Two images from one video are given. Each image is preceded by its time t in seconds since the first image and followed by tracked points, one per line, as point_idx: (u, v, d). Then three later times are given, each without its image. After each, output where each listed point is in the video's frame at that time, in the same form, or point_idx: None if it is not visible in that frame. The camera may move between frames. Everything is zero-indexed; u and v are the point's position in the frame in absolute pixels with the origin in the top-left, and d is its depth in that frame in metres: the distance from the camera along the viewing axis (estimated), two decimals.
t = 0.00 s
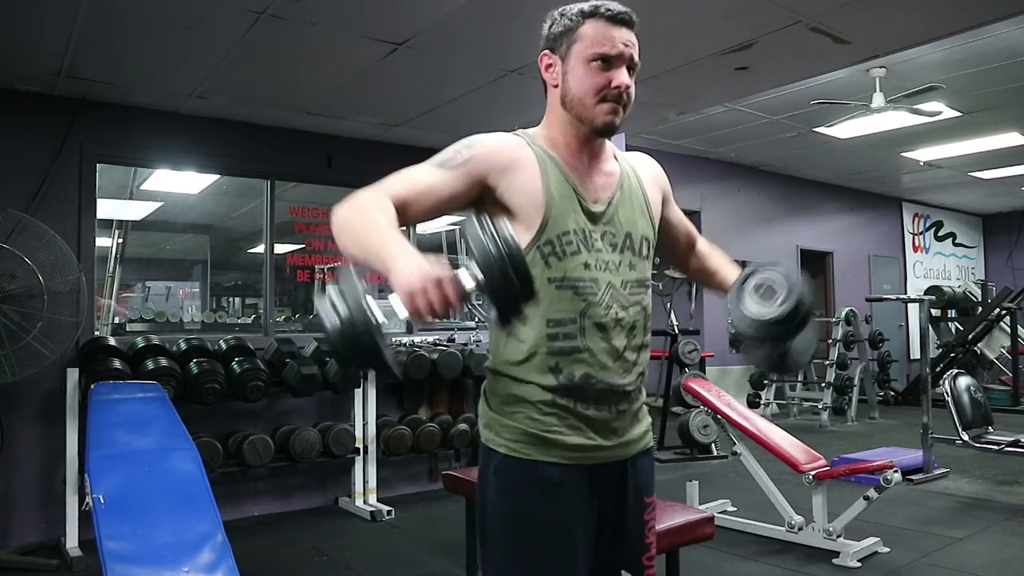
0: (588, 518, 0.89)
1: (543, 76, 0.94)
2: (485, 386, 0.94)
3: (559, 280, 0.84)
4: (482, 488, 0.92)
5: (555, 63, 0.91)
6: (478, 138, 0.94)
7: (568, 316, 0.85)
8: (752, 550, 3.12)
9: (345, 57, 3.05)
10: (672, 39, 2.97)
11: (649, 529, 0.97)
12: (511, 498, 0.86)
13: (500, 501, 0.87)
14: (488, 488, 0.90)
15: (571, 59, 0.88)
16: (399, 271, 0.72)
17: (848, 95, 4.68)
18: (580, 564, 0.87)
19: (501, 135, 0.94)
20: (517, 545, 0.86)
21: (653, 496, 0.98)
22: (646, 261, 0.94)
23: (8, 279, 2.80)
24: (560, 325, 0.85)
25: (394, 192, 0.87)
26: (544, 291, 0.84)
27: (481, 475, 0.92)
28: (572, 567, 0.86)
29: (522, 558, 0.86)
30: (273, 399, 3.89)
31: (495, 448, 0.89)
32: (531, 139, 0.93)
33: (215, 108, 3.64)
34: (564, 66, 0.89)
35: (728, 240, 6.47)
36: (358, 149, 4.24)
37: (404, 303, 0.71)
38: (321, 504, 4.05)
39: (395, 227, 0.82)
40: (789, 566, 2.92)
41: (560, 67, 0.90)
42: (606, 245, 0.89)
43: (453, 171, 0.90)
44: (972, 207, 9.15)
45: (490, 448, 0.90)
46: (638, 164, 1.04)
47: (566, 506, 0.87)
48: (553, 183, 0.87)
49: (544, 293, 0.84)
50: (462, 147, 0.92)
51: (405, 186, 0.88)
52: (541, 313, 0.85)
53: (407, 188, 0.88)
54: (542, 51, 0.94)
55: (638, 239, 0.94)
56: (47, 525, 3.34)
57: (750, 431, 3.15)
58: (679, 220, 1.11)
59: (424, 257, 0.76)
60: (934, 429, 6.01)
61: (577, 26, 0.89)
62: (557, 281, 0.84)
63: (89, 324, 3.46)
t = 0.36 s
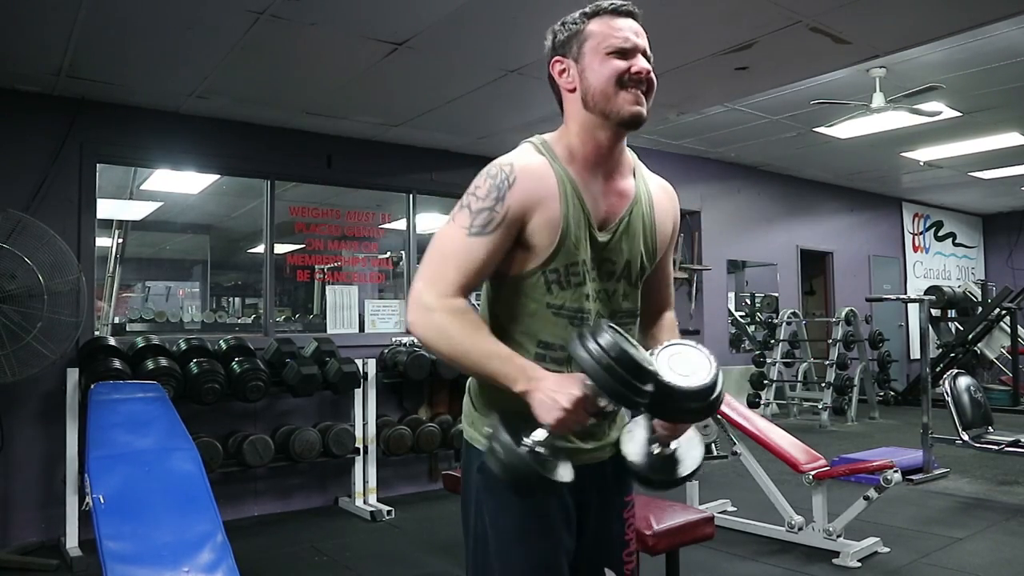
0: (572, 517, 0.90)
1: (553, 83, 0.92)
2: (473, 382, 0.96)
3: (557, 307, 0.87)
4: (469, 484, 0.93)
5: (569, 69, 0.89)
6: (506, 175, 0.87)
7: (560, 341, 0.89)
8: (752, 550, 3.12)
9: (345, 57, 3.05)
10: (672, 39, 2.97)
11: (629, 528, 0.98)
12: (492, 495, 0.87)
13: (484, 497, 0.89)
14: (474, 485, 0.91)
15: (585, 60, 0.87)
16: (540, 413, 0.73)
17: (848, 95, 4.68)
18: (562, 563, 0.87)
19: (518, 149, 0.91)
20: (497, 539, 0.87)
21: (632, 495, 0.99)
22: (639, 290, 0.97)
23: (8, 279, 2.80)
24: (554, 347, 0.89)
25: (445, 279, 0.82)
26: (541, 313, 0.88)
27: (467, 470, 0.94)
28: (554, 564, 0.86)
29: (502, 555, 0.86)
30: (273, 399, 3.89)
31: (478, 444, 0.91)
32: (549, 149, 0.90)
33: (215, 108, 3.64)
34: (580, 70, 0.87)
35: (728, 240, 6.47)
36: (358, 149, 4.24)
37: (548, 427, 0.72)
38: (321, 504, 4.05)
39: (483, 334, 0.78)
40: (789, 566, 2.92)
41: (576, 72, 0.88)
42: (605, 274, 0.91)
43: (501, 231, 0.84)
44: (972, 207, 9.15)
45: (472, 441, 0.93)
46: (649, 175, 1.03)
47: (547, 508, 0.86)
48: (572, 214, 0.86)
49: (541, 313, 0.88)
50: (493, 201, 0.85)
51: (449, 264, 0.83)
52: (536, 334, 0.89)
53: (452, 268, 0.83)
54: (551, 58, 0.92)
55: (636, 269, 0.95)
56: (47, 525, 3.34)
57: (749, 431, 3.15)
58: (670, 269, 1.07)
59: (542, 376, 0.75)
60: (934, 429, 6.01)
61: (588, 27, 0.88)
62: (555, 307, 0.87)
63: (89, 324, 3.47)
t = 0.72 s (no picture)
0: (578, 517, 0.90)
1: (554, 86, 0.92)
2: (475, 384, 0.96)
3: (562, 312, 0.88)
4: (474, 484, 0.93)
5: (570, 71, 0.89)
6: (515, 180, 0.85)
7: (564, 346, 0.89)
8: (752, 550, 3.12)
9: (345, 57, 3.05)
10: (673, 39, 2.96)
11: (633, 527, 0.98)
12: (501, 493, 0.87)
13: (494, 496, 0.89)
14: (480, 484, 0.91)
15: (588, 61, 0.87)
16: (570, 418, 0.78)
17: (848, 95, 4.68)
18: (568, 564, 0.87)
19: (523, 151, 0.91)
20: (504, 538, 0.87)
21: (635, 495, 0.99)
22: (643, 295, 0.98)
23: (8, 279, 2.79)
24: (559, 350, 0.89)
25: (463, 295, 0.82)
26: (545, 318, 0.88)
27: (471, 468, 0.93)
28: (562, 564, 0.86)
29: (509, 554, 0.86)
30: (273, 399, 3.88)
31: (482, 445, 0.91)
32: (555, 150, 0.90)
33: (215, 108, 3.64)
34: (583, 70, 0.88)
35: (728, 240, 6.47)
36: (358, 149, 4.24)
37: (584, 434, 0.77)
38: (321, 504, 4.05)
39: (507, 346, 0.81)
40: (789, 566, 2.91)
41: (577, 73, 0.88)
42: (611, 278, 0.91)
43: (516, 239, 0.84)
44: (972, 207, 9.15)
45: (475, 442, 0.93)
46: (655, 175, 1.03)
47: (557, 506, 0.86)
48: (579, 217, 0.86)
49: (545, 318, 0.88)
50: (506, 210, 0.83)
51: (464, 277, 0.83)
52: (540, 339, 0.89)
53: (468, 281, 0.83)
54: (551, 61, 0.93)
55: (642, 274, 0.96)
56: (47, 525, 3.34)
57: (749, 431, 3.16)
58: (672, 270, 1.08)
59: (569, 382, 0.79)
60: (933, 429, 6.01)
61: (587, 28, 0.88)
62: (560, 312, 0.88)
63: (88, 324, 3.49)
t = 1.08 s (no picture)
0: (580, 520, 0.89)
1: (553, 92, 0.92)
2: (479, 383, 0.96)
3: (568, 310, 0.87)
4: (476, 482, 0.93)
5: (569, 76, 0.89)
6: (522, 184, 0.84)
7: (569, 345, 0.89)
8: (752, 550, 3.11)
9: (345, 57, 3.05)
10: (673, 39, 2.96)
11: (638, 529, 0.98)
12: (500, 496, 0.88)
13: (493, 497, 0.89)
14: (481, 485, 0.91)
15: (586, 64, 0.87)
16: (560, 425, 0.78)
17: (848, 95, 4.68)
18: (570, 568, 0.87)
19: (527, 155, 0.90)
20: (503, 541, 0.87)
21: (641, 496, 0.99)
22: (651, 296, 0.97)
23: (8, 279, 2.80)
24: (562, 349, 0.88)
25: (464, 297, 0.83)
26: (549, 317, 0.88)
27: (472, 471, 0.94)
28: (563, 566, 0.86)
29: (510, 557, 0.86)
30: (273, 399, 3.88)
31: (484, 445, 0.91)
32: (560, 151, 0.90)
33: (215, 108, 3.64)
34: (584, 72, 0.88)
35: (728, 239, 6.47)
36: (358, 149, 4.24)
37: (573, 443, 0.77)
38: (322, 504, 4.05)
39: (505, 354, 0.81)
40: (789, 566, 2.91)
41: (578, 76, 0.88)
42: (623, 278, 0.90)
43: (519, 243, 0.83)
44: (972, 207, 9.15)
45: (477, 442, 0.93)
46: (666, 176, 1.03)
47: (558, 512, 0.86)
48: (589, 218, 0.85)
49: (549, 315, 0.88)
50: (511, 212, 0.83)
51: (467, 278, 0.83)
52: (544, 337, 0.88)
53: (469, 281, 0.83)
54: (548, 67, 0.93)
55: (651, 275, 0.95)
56: (47, 525, 3.34)
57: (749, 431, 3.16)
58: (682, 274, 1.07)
59: (563, 392, 0.78)
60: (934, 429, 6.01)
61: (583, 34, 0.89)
62: (566, 310, 0.87)
63: (88, 325, 3.48)
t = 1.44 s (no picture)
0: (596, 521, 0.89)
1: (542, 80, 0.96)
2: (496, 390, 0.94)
3: (566, 274, 0.85)
4: (492, 484, 0.91)
5: (552, 71, 0.93)
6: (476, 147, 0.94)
7: (577, 310, 0.85)
8: (752, 550, 3.11)
9: (345, 57, 3.05)
10: (673, 39, 2.96)
11: (660, 533, 0.97)
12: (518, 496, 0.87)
13: (511, 499, 0.87)
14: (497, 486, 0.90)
15: (568, 72, 0.90)
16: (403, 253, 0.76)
17: (848, 95, 4.68)
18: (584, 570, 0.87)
19: (502, 141, 0.95)
20: (521, 544, 0.86)
21: (663, 499, 0.97)
22: (653, 256, 0.95)
23: (8, 279, 2.80)
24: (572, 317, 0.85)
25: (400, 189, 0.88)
26: (551, 287, 0.85)
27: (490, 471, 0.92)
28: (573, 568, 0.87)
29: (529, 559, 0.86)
30: (273, 399, 3.88)
31: (505, 447, 0.89)
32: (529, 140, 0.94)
33: (215, 108, 3.64)
34: (564, 72, 0.91)
35: (728, 239, 6.47)
36: (358, 149, 4.25)
37: (405, 263, 0.74)
38: (322, 504, 4.05)
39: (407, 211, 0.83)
40: (789, 566, 2.91)
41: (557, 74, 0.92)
42: (616, 238, 0.89)
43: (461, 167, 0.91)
44: (972, 207, 9.15)
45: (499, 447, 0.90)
46: (642, 167, 1.05)
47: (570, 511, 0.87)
48: (557, 179, 0.88)
49: (548, 286, 0.85)
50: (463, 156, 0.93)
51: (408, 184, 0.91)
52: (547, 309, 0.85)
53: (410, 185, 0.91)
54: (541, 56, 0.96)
55: (645, 235, 0.94)
56: (47, 525, 3.34)
57: (749, 431, 3.16)
58: (684, 217, 1.14)
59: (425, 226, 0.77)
60: (934, 429, 6.01)
61: (576, 33, 0.91)
62: (564, 275, 0.85)
63: (88, 325, 3.49)
